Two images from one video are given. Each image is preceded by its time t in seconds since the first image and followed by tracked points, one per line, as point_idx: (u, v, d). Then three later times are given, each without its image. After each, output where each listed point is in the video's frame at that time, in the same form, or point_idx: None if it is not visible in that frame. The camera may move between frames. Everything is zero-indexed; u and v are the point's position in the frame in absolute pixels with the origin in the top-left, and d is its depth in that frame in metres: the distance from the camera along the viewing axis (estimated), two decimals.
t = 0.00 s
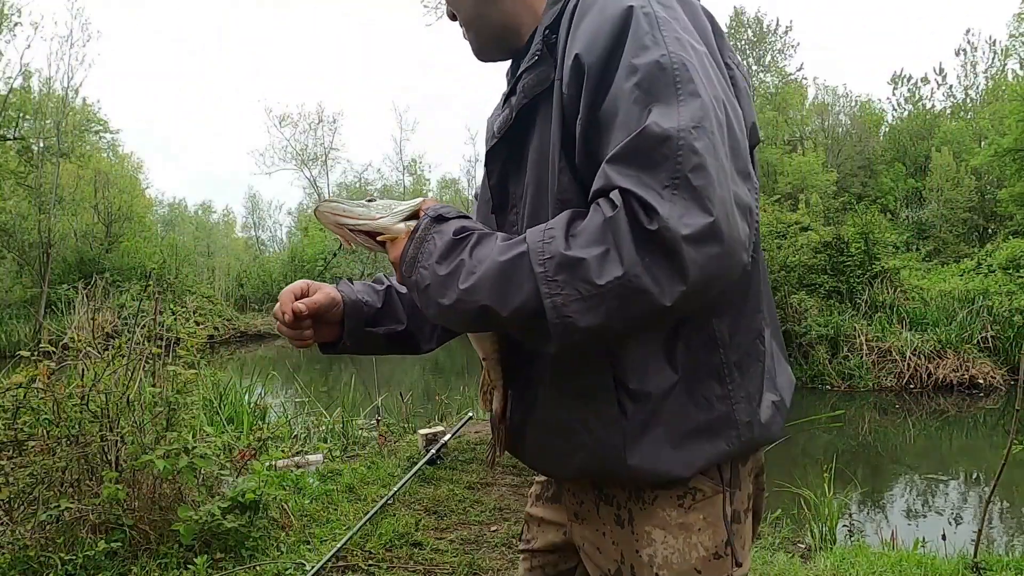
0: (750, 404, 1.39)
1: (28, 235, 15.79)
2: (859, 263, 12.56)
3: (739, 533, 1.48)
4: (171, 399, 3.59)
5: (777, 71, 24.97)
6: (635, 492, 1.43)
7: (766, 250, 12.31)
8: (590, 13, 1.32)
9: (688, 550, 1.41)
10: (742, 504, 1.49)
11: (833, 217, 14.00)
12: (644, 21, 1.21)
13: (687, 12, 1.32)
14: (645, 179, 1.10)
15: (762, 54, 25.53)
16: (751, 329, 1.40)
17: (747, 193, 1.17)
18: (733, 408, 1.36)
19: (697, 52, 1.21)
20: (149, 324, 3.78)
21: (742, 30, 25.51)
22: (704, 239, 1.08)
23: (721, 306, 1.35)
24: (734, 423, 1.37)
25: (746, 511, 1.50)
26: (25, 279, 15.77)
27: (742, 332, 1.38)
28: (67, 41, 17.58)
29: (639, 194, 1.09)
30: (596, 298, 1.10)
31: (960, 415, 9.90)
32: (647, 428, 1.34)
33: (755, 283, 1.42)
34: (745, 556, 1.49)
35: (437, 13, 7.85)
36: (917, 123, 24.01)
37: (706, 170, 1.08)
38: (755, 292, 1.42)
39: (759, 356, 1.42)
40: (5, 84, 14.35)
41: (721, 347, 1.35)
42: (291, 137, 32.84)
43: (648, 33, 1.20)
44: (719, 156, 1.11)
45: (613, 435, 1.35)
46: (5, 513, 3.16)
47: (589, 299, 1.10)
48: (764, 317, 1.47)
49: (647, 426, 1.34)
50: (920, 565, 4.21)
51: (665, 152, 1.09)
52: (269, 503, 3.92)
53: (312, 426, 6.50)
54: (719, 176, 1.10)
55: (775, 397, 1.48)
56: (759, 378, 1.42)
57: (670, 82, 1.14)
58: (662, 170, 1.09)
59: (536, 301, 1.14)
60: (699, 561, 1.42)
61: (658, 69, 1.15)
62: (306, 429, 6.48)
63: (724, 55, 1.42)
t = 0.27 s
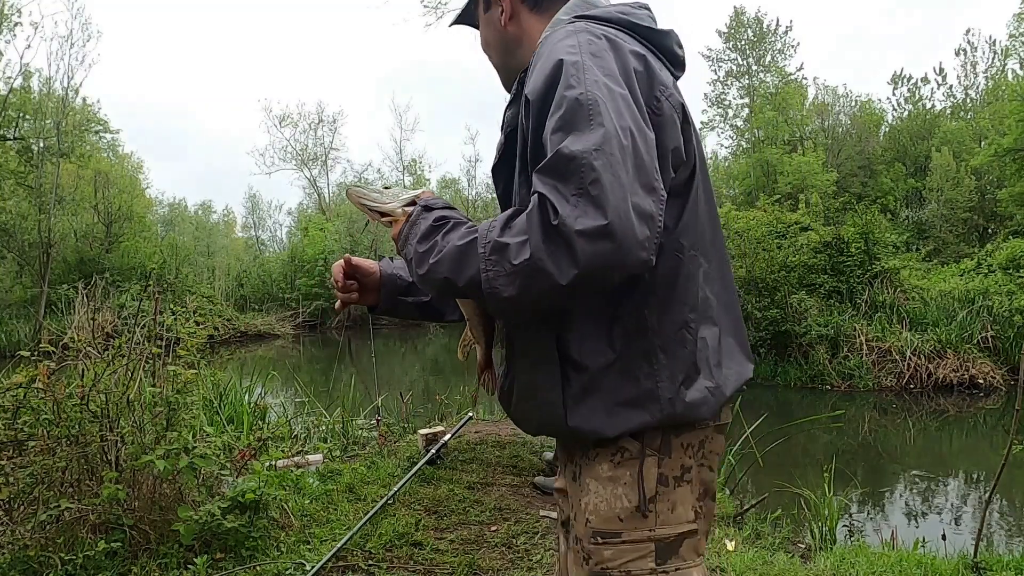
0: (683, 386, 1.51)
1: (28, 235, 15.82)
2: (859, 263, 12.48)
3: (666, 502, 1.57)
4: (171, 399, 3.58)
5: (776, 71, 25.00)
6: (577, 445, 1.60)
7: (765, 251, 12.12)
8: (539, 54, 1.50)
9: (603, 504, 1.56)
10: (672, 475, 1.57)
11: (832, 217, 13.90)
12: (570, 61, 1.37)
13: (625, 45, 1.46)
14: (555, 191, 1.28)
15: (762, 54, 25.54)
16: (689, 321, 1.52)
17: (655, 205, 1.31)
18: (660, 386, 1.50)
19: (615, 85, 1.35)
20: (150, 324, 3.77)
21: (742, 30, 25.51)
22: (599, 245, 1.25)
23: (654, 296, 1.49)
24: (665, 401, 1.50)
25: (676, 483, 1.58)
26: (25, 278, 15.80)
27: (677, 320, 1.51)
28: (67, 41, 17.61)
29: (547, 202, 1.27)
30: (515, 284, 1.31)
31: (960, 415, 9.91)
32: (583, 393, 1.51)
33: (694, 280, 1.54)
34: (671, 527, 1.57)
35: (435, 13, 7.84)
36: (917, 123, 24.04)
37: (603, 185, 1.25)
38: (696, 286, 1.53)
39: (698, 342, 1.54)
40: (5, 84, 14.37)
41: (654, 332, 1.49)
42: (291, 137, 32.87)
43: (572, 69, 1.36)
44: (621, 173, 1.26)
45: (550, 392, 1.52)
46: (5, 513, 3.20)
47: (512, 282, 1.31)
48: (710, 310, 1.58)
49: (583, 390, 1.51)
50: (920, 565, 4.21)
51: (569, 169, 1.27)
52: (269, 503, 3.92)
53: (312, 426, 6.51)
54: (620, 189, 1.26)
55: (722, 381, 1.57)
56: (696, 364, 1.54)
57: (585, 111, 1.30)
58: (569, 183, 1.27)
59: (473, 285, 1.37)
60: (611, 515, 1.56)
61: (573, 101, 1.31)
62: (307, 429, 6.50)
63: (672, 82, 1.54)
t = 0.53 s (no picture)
0: (613, 373, 1.55)
1: (28, 235, 15.82)
2: (859, 263, 12.44)
3: (555, 466, 1.59)
4: (171, 399, 3.57)
5: (776, 71, 25.03)
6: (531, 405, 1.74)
7: (765, 250, 12.06)
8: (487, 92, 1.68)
9: (514, 454, 1.68)
10: (565, 446, 1.58)
11: (832, 217, 13.92)
12: (492, 92, 1.55)
13: (554, 68, 1.59)
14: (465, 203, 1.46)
15: (762, 54, 25.56)
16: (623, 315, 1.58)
17: (556, 210, 1.44)
18: (581, 378, 1.55)
19: (526, 107, 1.50)
20: (150, 324, 3.76)
21: (742, 30, 25.50)
22: (497, 250, 1.41)
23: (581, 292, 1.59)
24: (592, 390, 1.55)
25: (568, 455, 1.58)
26: (25, 278, 15.81)
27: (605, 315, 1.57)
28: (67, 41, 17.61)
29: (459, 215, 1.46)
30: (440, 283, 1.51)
31: (960, 415, 9.91)
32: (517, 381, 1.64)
33: (629, 276, 1.59)
34: (555, 489, 1.58)
35: (433, 13, 7.78)
36: (917, 123, 24.06)
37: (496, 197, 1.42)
38: (631, 281, 1.59)
39: (634, 334, 1.57)
40: (5, 84, 14.38)
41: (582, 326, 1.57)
42: (291, 136, 32.87)
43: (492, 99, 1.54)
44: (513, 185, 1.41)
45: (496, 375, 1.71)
46: (5, 513, 3.22)
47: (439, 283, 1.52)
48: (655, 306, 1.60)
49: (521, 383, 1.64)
50: (920, 565, 4.20)
51: (477, 186, 1.45)
52: (269, 503, 3.91)
53: (312, 426, 6.50)
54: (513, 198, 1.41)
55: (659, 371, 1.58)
56: (631, 355, 1.57)
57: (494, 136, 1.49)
58: (474, 197, 1.45)
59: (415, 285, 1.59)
60: (515, 465, 1.66)
61: (486, 127, 1.49)
62: (306, 428, 6.50)
63: (606, 96, 1.63)
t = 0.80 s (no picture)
0: (517, 384, 1.78)
1: (28, 235, 15.82)
2: (859, 263, 12.43)
3: (491, 463, 1.84)
4: (171, 399, 3.56)
5: (776, 71, 25.07)
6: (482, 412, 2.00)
7: (765, 250, 12.02)
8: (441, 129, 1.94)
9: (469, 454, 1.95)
10: (497, 446, 1.83)
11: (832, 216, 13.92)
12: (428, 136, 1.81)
13: (480, 113, 1.81)
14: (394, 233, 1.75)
15: (762, 54, 25.57)
16: (533, 332, 1.79)
17: (461, 245, 1.69)
18: (493, 386, 1.81)
19: (444, 152, 1.74)
20: (150, 324, 3.75)
21: (742, 30, 25.49)
22: (410, 277, 1.69)
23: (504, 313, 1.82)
24: (501, 397, 1.79)
25: (498, 453, 1.82)
26: (25, 278, 15.82)
27: (520, 332, 1.80)
28: (67, 41, 17.61)
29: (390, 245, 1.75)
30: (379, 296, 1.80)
31: (960, 415, 9.91)
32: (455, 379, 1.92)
33: (540, 298, 1.79)
34: (492, 483, 1.83)
35: (433, 14, 7.82)
36: (917, 123, 24.06)
37: (411, 231, 1.69)
38: (543, 302, 1.79)
39: (541, 349, 1.79)
40: (5, 84, 14.38)
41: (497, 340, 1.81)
42: (291, 137, 32.86)
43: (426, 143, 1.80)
44: (421, 223, 1.67)
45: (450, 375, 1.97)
46: (5, 513, 3.22)
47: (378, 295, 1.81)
48: (564, 326, 1.80)
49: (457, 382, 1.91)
50: (920, 565, 4.20)
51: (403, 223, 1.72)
52: (270, 503, 3.90)
53: (312, 426, 6.50)
54: (424, 234, 1.68)
55: (561, 385, 1.77)
56: (536, 367, 1.78)
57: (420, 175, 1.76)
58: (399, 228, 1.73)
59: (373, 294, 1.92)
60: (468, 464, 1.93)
61: (415, 170, 1.75)
62: (306, 429, 6.49)
63: (527, 137, 1.83)
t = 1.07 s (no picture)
0: (465, 392, 2.01)
1: (28, 235, 15.83)
2: (859, 263, 12.41)
3: (451, 452, 2.07)
4: (171, 399, 3.55)
5: (776, 71, 25.11)
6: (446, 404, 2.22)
7: (765, 250, 12.00)
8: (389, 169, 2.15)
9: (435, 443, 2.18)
10: (454, 436, 2.06)
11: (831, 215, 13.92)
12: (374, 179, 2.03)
13: (417, 153, 2.01)
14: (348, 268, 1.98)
15: (762, 54, 25.59)
16: (478, 345, 2.02)
17: (405, 275, 1.90)
18: (444, 395, 2.04)
19: (386, 194, 1.95)
20: (150, 324, 3.75)
21: (742, 30, 25.50)
22: (363, 308, 1.92)
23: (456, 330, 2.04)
24: (452, 401, 2.03)
25: (455, 441, 2.06)
26: (26, 278, 15.84)
27: (466, 346, 2.03)
28: (67, 41, 17.61)
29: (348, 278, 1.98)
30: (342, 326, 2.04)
31: (961, 415, 9.91)
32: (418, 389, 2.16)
33: (481, 315, 2.02)
34: (452, 469, 2.06)
35: (431, 14, 7.80)
36: (917, 123, 24.08)
37: (361, 267, 1.91)
38: (485, 319, 2.02)
39: (483, 360, 2.01)
40: (5, 84, 14.38)
41: (447, 355, 2.05)
42: (291, 137, 32.86)
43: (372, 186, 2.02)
44: (368, 261, 1.89)
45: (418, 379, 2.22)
46: (5, 513, 3.23)
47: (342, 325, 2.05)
48: (504, 338, 2.01)
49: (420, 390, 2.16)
50: (920, 565, 4.20)
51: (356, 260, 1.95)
52: (269, 503, 3.90)
53: (312, 426, 6.51)
54: (372, 268, 1.90)
55: (504, 390, 2.00)
56: (481, 377, 2.00)
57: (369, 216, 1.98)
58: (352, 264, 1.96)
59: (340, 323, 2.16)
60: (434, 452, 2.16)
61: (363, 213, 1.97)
62: (306, 428, 6.50)
63: (461, 171, 2.03)
